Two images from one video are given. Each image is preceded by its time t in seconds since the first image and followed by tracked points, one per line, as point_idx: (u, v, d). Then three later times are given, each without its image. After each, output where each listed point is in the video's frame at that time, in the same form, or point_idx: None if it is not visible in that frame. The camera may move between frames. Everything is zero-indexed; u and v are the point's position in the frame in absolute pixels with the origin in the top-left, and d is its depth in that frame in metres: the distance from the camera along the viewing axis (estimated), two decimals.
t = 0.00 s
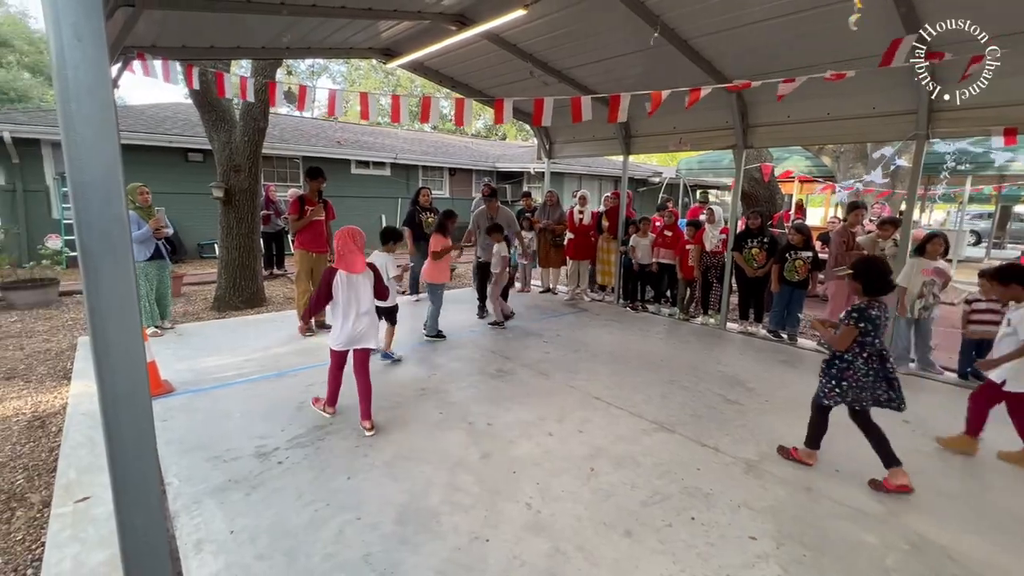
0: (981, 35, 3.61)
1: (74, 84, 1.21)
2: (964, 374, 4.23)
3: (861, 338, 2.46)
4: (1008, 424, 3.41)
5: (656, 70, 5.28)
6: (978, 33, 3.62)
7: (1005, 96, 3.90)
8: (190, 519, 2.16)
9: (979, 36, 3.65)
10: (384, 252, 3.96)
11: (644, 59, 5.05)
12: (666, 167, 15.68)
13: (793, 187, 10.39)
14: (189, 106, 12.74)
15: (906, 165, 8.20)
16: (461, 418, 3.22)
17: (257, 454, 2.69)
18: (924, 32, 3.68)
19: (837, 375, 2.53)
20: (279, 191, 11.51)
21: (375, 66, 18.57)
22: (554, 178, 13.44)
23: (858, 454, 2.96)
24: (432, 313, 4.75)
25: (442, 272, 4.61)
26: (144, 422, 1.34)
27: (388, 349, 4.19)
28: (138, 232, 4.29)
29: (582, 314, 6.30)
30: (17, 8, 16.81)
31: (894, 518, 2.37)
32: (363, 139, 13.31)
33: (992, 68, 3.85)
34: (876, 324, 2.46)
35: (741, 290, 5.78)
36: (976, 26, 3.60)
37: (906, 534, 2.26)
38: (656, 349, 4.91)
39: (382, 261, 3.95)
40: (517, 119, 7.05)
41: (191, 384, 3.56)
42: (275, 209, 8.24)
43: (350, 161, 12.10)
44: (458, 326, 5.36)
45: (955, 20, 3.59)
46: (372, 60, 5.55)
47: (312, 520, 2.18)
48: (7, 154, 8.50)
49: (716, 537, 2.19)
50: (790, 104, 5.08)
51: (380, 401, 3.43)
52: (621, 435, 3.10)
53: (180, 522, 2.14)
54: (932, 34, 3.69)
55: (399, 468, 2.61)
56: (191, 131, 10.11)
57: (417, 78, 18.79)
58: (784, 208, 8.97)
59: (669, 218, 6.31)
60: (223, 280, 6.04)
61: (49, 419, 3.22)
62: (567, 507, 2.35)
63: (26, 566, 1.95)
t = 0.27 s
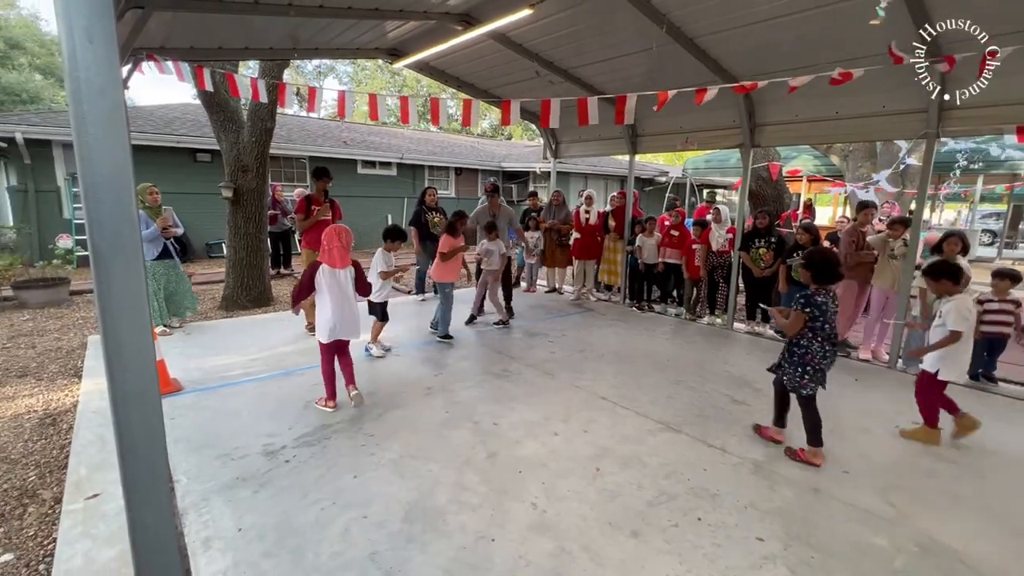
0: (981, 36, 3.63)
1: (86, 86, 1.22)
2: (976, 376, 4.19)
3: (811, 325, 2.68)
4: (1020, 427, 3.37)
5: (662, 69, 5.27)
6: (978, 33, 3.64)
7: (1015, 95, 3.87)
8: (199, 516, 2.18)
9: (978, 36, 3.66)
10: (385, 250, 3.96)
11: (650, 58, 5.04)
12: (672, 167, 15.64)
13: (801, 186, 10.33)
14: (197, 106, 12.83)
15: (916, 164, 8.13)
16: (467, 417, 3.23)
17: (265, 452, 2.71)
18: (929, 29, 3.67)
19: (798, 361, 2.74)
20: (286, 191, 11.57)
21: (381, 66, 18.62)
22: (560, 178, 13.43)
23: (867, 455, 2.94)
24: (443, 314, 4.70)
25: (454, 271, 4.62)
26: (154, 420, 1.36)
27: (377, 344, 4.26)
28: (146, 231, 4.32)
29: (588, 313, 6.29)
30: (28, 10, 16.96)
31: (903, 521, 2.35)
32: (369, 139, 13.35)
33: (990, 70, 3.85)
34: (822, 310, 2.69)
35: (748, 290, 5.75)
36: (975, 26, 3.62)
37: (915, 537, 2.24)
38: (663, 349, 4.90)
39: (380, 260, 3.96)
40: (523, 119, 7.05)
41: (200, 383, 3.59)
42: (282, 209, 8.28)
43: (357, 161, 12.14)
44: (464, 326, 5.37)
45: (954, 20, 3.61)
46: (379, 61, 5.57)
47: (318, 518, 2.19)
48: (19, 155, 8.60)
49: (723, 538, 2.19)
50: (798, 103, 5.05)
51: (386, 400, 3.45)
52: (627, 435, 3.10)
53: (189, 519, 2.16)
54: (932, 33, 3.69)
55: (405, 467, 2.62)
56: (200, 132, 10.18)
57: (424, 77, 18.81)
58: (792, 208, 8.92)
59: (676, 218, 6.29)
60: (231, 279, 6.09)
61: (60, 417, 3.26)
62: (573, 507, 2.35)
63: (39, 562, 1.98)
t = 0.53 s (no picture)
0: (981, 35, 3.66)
1: (94, 86, 1.23)
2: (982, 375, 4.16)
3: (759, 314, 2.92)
4: None
5: (664, 68, 5.27)
6: (978, 33, 3.67)
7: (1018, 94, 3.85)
8: (203, 514, 2.19)
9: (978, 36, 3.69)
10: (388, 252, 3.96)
11: (652, 57, 5.04)
12: (674, 166, 15.62)
13: (804, 184, 10.30)
14: (200, 106, 12.86)
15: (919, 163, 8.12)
16: (469, 416, 3.23)
17: (268, 450, 2.72)
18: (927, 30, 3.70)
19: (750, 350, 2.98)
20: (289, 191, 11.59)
21: (383, 65, 18.64)
22: (562, 177, 13.42)
23: (869, 454, 2.94)
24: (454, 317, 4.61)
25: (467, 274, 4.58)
26: (161, 419, 1.37)
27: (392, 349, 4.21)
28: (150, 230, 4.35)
29: (590, 312, 6.29)
30: (31, 10, 17.35)
31: (906, 520, 2.34)
32: (371, 138, 13.37)
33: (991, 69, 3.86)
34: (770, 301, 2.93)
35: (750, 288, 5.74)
36: (975, 26, 3.65)
37: (919, 536, 2.24)
38: (665, 348, 4.89)
39: (382, 262, 3.94)
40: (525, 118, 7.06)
41: (203, 381, 3.60)
42: (285, 208, 8.30)
43: (359, 161, 12.15)
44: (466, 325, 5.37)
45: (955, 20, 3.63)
46: (381, 60, 5.58)
47: (322, 516, 2.20)
48: (23, 155, 8.63)
49: (726, 537, 2.19)
50: (801, 102, 5.03)
51: (389, 399, 3.45)
52: (630, 434, 3.10)
53: (193, 517, 2.17)
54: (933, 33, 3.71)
55: (407, 465, 2.63)
56: (203, 131, 10.20)
57: (425, 76, 18.82)
58: (794, 207, 8.90)
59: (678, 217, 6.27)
60: (234, 278, 6.10)
61: (65, 415, 3.27)
62: (575, 505, 2.36)
63: (44, 559, 1.99)
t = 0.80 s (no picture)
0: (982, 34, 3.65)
1: (91, 85, 1.23)
2: (978, 371, 4.18)
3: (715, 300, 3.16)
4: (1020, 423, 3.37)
5: (662, 66, 5.27)
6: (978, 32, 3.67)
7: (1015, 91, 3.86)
8: (201, 513, 2.19)
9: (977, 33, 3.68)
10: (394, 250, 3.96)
11: (649, 55, 5.04)
12: (672, 164, 15.64)
13: (801, 182, 10.32)
14: (196, 105, 12.83)
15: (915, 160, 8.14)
16: (468, 414, 3.24)
17: (267, 450, 2.72)
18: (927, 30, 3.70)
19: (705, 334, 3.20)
20: (286, 189, 11.58)
21: (379, 64, 18.61)
22: (560, 175, 13.42)
23: (866, 451, 2.95)
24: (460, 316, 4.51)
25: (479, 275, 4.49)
26: (160, 417, 1.37)
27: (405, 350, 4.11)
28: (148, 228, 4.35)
29: (588, 310, 6.30)
30: (27, 9, 17.53)
31: (903, 516, 2.36)
32: (368, 136, 13.35)
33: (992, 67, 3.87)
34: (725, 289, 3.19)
35: (747, 286, 5.75)
36: (975, 26, 3.65)
37: (916, 532, 2.25)
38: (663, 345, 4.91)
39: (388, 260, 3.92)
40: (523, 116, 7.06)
41: (201, 381, 3.60)
42: (282, 207, 8.28)
43: (357, 159, 12.13)
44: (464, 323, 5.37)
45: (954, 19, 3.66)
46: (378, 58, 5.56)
47: (320, 515, 2.20)
48: (19, 154, 8.59)
49: (723, 534, 2.19)
50: (798, 99, 5.04)
51: (387, 397, 3.45)
52: (627, 432, 3.10)
53: (191, 516, 2.17)
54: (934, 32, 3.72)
55: (404, 464, 2.63)
56: (199, 130, 10.18)
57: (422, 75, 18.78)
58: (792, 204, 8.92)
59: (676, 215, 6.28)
60: (231, 277, 6.10)
61: (62, 415, 3.27)
62: (573, 503, 2.36)
63: (43, 559, 1.99)
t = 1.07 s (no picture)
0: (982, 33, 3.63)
1: (70, 80, 1.21)
2: (964, 365, 4.23)
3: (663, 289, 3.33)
4: (1005, 415, 3.42)
5: (652, 63, 5.28)
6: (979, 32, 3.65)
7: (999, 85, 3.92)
8: (192, 514, 2.17)
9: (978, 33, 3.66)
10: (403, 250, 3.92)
11: (640, 52, 5.05)
12: (664, 161, 15.68)
13: (792, 179, 10.39)
14: (184, 102, 12.70)
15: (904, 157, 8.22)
16: (461, 412, 3.24)
17: (258, 449, 2.70)
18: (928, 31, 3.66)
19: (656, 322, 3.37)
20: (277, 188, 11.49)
21: (371, 61, 18.49)
22: (552, 173, 13.42)
23: (855, 444, 2.98)
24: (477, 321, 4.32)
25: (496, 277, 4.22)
26: (144, 417, 1.36)
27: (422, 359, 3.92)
28: (137, 227, 4.31)
29: (580, 307, 6.31)
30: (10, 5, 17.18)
31: (891, 508, 2.39)
32: (359, 134, 13.28)
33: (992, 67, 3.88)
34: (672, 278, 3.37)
35: (738, 282, 5.79)
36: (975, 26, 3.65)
37: (904, 523, 2.28)
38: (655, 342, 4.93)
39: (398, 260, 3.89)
40: (515, 114, 7.05)
41: (191, 381, 3.57)
42: (272, 205, 8.21)
43: (348, 157, 12.07)
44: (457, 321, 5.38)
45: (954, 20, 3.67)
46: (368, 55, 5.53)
47: (312, 514, 2.20)
48: (3, 152, 8.47)
49: (714, 528, 2.21)
50: (787, 97, 5.07)
51: (380, 396, 3.45)
52: (620, 428, 3.12)
53: (181, 517, 2.15)
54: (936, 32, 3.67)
55: (397, 462, 2.63)
56: (187, 128, 10.08)
57: (414, 72, 18.68)
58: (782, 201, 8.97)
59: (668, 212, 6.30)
60: (222, 276, 6.05)
61: (49, 417, 3.23)
62: (566, 499, 2.37)
63: (30, 562, 1.97)
